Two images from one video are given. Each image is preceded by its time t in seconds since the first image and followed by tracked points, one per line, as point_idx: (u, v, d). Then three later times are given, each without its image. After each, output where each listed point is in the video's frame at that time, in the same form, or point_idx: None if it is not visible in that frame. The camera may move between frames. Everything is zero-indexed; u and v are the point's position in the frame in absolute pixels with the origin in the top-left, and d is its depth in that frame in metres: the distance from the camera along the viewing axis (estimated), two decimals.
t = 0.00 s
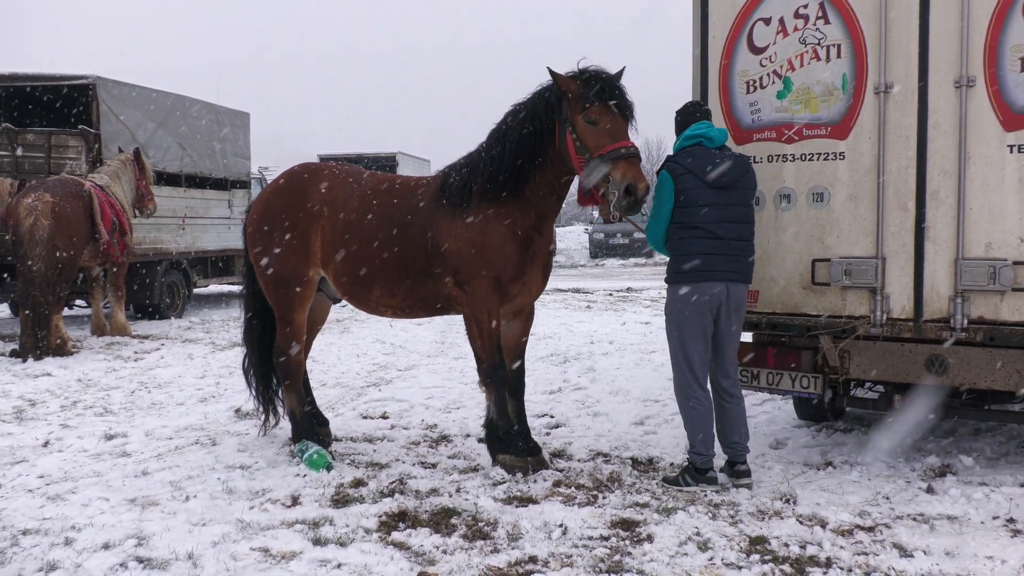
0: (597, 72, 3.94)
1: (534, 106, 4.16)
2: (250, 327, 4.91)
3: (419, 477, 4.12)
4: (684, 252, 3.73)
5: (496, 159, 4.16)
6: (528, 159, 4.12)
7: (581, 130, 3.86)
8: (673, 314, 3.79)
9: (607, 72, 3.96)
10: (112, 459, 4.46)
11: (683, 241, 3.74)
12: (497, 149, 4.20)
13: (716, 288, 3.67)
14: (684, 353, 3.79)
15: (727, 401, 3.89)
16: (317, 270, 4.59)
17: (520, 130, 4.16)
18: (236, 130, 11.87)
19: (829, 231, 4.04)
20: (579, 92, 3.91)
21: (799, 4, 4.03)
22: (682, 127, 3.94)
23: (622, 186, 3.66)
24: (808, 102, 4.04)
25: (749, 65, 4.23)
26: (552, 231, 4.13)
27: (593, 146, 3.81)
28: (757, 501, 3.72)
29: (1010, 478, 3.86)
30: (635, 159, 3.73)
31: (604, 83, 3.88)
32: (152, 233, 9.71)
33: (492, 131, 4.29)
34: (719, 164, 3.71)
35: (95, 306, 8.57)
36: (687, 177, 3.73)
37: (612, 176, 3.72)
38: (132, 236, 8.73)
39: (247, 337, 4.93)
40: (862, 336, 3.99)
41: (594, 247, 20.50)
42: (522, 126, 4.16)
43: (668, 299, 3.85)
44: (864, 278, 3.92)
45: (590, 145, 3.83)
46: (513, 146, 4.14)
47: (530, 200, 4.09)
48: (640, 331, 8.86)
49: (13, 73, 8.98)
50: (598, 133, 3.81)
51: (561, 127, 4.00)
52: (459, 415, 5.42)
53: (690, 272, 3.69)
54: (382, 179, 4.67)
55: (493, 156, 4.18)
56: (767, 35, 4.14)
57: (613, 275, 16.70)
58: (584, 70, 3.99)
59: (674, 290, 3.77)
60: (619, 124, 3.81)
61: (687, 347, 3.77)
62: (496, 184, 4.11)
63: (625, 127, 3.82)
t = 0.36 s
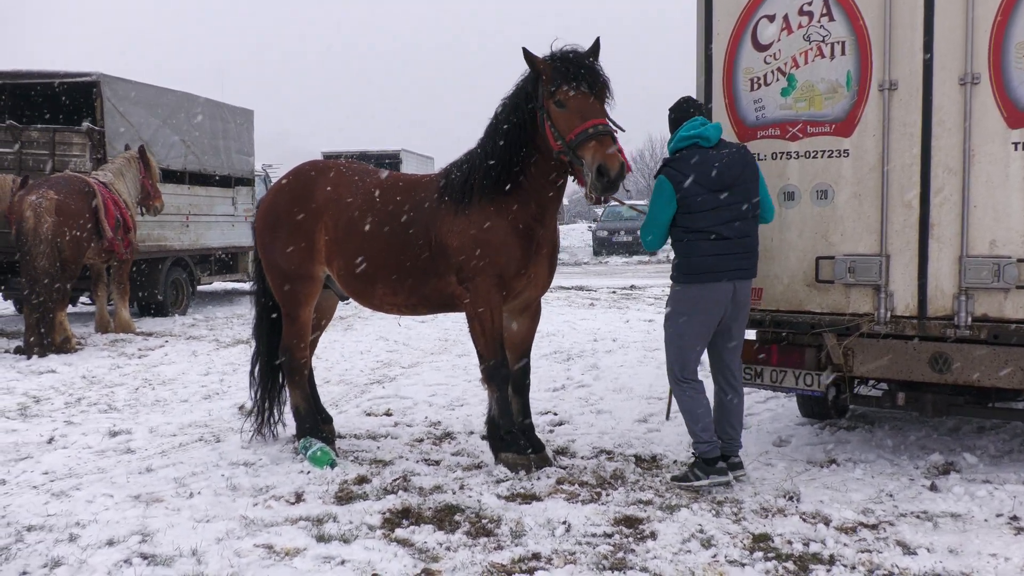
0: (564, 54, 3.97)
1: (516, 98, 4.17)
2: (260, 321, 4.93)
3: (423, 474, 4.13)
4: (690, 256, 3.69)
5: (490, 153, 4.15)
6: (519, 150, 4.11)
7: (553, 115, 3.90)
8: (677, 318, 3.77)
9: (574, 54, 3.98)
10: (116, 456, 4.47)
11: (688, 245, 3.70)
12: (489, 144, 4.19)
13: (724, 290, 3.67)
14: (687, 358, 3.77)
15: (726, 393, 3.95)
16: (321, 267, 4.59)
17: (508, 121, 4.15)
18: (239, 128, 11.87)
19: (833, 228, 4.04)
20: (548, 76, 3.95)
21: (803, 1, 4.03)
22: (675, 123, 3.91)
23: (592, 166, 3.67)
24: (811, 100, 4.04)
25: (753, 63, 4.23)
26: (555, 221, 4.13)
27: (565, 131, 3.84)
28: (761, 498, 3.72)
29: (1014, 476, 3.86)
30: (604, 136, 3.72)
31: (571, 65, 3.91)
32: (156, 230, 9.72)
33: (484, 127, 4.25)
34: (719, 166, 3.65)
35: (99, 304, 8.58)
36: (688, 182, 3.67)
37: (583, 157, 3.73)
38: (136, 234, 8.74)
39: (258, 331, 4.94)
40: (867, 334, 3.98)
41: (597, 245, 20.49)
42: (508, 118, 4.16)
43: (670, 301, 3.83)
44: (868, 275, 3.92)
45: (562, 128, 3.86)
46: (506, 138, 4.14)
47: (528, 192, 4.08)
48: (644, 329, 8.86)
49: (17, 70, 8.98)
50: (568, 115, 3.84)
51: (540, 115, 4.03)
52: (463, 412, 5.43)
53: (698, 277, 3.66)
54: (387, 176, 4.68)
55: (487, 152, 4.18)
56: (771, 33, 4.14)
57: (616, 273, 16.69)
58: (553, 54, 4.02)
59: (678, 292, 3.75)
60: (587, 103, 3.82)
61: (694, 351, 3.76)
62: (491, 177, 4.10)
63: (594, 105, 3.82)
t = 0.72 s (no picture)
0: (533, 52, 3.99)
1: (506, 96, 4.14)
2: (263, 320, 4.92)
3: (424, 472, 4.13)
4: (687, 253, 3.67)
5: (487, 153, 4.12)
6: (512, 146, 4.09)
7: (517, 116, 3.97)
8: (684, 320, 3.73)
9: (542, 51, 3.99)
10: (117, 453, 4.47)
11: (684, 242, 3.70)
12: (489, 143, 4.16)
13: (722, 286, 3.64)
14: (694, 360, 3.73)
15: (729, 391, 3.99)
16: (325, 265, 4.60)
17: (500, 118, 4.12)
18: (241, 126, 11.87)
19: (835, 228, 4.04)
20: (519, 75, 4.00)
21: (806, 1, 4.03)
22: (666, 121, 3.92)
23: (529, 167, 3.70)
24: (814, 99, 4.04)
25: (755, 62, 4.23)
26: (559, 216, 4.03)
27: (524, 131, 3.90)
28: (762, 497, 3.72)
29: (1015, 476, 3.86)
30: (546, 134, 3.73)
31: (537, 64, 3.92)
32: (158, 228, 9.73)
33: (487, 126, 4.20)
34: (710, 161, 3.65)
35: (101, 302, 8.59)
36: (678, 179, 3.68)
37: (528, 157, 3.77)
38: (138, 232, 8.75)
39: (261, 330, 4.94)
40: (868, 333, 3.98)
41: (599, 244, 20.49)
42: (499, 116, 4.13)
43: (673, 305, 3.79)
44: (870, 275, 3.92)
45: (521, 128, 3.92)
46: (506, 133, 4.08)
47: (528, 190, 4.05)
48: (645, 328, 8.86)
49: (19, 68, 8.98)
50: (525, 115, 3.89)
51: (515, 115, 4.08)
52: (464, 411, 5.43)
53: (695, 274, 3.64)
54: (393, 175, 4.69)
55: (486, 150, 4.16)
56: (774, 32, 4.14)
57: (617, 272, 16.69)
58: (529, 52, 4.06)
59: (682, 293, 3.71)
60: (541, 102, 3.84)
61: (705, 352, 3.71)
62: (489, 176, 4.09)
63: (546, 104, 3.82)
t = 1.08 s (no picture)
0: (513, 55, 3.97)
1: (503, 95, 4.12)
2: (266, 316, 4.91)
3: (425, 470, 4.13)
4: (700, 246, 3.65)
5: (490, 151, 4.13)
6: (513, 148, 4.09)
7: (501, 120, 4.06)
8: (692, 317, 3.70)
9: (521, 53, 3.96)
10: (118, 451, 4.47)
11: (698, 234, 3.66)
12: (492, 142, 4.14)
13: (737, 277, 3.64)
14: (702, 355, 3.70)
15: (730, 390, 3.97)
16: (329, 263, 4.61)
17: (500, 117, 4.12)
18: (242, 123, 11.87)
19: (836, 228, 4.04)
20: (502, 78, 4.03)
21: None
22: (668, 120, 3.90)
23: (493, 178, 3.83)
24: (816, 98, 4.04)
25: (757, 61, 4.23)
26: (561, 213, 4.07)
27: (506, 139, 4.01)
28: (762, 497, 3.73)
29: (1015, 476, 3.86)
30: (509, 143, 3.82)
31: (513, 68, 3.90)
32: (159, 226, 9.74)
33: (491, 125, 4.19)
34: (730, 153, 3.67)
35: (102, 299, 8.60)
36: (700, 167, 3.65)
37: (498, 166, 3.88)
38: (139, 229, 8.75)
39: (265, 327, 4.93)
40: (869, 333, 3.98)
41: (600, 243, 20.48)
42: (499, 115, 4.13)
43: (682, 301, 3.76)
44: (871, 275, 3.91)
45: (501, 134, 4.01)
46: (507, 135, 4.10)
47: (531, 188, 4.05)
48: (646, 327, 8.86)
49: (21, 65, 8.98)
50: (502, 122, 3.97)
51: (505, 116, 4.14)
52: (464, 409, 5.43)
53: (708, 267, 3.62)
54: (398, 174, 4.69)
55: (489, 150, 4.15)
56: (776, 31, 4.14)
57: (618, 271, 16.67)
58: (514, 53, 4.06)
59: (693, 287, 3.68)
60: (513, 109, 3.88)
61: (714, 348, 3.69)
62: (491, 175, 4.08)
63: (516, 112, 3.86)
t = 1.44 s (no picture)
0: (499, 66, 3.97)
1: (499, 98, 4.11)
2: (267, 316, 4.90)
3: (424, 470, 4.13)
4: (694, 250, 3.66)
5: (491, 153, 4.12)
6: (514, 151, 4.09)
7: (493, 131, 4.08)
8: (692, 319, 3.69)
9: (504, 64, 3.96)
10: (117, 450, 4.47)
11: (691, 238, 3.68)
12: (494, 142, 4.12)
13: (733, 279, 3.64)
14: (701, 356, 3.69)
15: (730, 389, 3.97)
16: (330, 262, 4.60)
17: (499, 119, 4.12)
18: (241, 122, 11.86)
19: (836, 228, 4.04)
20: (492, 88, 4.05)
21: None
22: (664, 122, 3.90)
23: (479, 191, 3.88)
24: (815, 98, 4.04)
25: (757, 60, 4.22)
26: (564, 215, 4.07)
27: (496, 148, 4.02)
28: (761, 497, 3.73)
29: (1014, 476, 3.86)
30: (492, 158, 3.84)
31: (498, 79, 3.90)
32: (157, 225, 9.73)
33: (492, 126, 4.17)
34: (716, 160, 3.61)
35: (101, 298, 8.59)
36: (685, 178, 3.61)
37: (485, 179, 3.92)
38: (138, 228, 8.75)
39: (266, 326, 4.91)
40: (868, 332, 3.98)
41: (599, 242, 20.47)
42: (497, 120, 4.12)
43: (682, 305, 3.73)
44: (870, 274, 3.92)
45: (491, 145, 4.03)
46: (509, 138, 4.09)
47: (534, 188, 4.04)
48: (645, 326, 8.86)
49: (19, 63, 8.97)
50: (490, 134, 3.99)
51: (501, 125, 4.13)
52: (463, 409, 5.43)
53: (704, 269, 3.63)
54: (401, 174, 4.68)
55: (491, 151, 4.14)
56: (776, 30, 4.13)
57: (617, 270, 16.66)
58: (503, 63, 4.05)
59: (690, 290, 3.67)
60: (496, 122, 3.90)
61: (712, 349, 3.68)
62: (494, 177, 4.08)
63: (499, 125, 3.88)
